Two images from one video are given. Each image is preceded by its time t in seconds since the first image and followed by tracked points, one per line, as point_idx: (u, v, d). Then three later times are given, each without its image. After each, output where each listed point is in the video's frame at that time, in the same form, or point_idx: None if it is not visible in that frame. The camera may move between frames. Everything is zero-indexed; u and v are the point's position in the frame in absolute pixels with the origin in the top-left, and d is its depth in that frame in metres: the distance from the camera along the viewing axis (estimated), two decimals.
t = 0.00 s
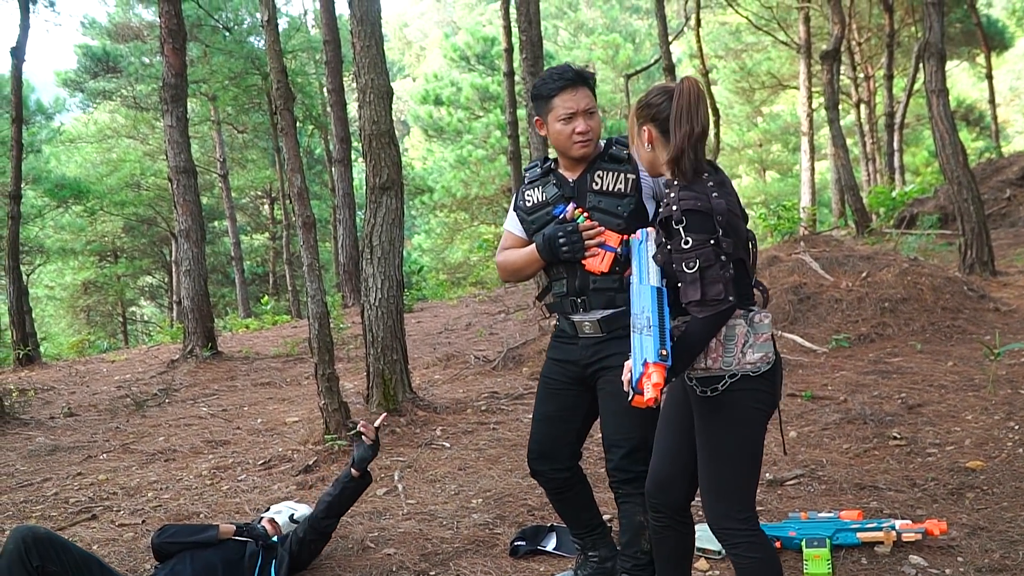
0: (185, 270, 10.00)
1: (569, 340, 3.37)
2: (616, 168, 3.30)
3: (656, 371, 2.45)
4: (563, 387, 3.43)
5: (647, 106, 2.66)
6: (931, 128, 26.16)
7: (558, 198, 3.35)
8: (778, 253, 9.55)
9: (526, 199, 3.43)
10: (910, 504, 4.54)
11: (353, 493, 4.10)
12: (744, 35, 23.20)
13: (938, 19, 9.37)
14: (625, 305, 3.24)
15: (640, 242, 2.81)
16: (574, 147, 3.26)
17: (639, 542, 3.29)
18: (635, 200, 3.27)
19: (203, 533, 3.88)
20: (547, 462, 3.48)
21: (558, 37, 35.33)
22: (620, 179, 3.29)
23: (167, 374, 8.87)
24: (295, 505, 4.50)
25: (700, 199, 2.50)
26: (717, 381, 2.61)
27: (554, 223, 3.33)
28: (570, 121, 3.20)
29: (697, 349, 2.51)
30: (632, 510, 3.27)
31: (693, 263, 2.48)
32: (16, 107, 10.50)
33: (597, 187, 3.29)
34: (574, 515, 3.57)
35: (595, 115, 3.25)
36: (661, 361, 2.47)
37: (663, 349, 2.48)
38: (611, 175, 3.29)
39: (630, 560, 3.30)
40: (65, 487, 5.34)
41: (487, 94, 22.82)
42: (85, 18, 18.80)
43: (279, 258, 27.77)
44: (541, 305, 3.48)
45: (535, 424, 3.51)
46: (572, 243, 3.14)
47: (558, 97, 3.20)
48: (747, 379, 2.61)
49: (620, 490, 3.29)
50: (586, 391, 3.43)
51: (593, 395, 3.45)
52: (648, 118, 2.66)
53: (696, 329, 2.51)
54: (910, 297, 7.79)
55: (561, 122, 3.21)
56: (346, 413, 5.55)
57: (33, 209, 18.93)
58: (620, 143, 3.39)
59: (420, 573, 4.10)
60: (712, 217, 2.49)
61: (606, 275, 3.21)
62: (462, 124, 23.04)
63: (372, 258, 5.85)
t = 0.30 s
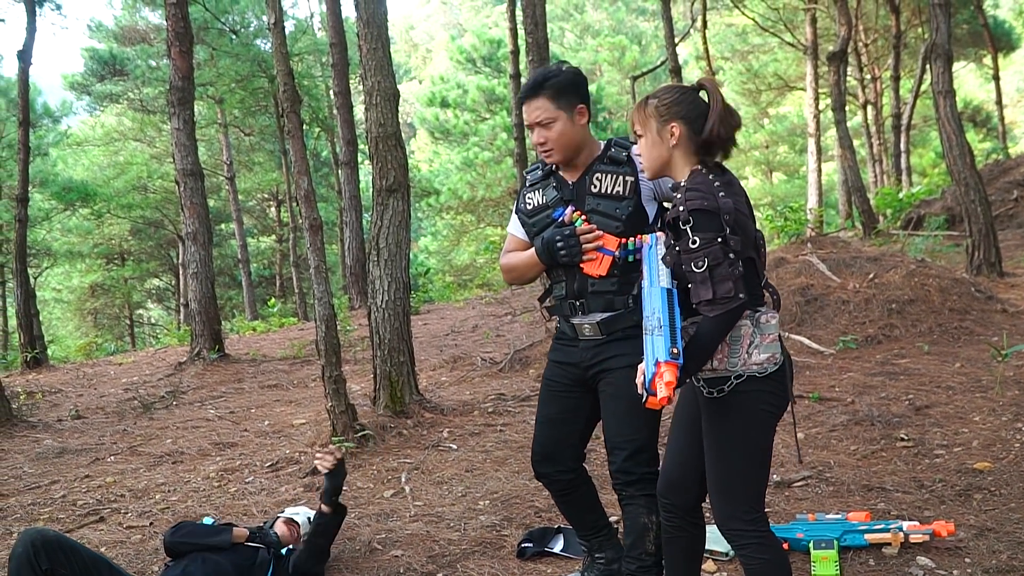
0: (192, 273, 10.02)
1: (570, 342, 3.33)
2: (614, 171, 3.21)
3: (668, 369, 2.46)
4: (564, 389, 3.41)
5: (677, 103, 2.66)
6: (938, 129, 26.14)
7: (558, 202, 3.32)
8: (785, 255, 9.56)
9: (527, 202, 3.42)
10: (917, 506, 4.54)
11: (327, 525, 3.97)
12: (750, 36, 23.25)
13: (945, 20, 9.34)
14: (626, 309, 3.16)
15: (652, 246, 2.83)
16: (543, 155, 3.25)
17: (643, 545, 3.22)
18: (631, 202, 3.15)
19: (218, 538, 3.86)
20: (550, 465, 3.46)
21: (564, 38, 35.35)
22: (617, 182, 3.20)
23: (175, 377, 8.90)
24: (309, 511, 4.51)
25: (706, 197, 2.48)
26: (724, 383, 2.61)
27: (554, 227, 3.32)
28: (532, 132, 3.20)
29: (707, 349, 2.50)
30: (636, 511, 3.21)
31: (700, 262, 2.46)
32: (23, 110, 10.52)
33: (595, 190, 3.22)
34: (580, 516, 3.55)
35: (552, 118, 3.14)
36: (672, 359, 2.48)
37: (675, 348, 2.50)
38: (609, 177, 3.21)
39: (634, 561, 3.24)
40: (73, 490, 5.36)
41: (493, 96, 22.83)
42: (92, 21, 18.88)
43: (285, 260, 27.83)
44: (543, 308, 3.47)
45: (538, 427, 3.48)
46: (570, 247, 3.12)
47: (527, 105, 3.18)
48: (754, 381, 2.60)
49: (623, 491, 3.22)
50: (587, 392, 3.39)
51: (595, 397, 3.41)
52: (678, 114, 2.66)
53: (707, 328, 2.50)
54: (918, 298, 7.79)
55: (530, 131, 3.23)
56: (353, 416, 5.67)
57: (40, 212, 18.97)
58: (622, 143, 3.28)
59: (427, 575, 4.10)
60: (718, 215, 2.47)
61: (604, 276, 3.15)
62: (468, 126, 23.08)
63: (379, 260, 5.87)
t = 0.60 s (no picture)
0: (198, 273, 10.03)
1: (574, 341, 3.30)
2: (611, 168, 3.13)
3: (658, 373, 2.55)
4: (570, 388, 3.39)
5: (668, 108, 2.68)
6: (943, 128, 26.13)
7: (557, 201, 3.27)
8: (791, 254, 9.56)
9: (529, 202, 3.38)
10: (923, 505, 4.54)
11: None
12: (755, 35, 23.27)
13: (950, 19, 9.33)
14: (628, 308, 3.12)
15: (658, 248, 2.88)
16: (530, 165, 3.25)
17: (647, 545, 3.18)
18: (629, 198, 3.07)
19: (222, 546, 3.62)
20: (558, 463, 3.45)
21: (569, 37, 35.35)
22: (615, 179, 3.11)
23: (181, 377, 8.91)
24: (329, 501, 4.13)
25: (706, 199, 2.47)
26: (728, 381, 2.62)
27: (553, 226, 3.28)
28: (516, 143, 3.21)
29: (703, 351, 2.52)
30: (640, 512, 3.18)
31: (698, 265, 2.48)
32: (29, 110, 10.52)
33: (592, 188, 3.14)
34: (588, 514, 3.56)
35: (520, 134, 3.17)
36: (661, 363, 2.56)
37: (662, 352, 2.57)
38: (606, 174, 3.13)
39: (639, 562, 3.20)
40: (78, 489, 5.36)
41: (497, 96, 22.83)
42: (97, 21, 18.88)
43: (290, 260, 27.85)
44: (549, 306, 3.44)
45: (545, 425, 3.48)
46: (566, 252, 3.12)
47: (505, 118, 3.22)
48: (758, 379, 2.60)
49: (626, 492, 3.19)
50: (592, 391, 3.38)
51: (601, 396, 3.39)
52: (669, 117, 2.67)
53: (704, 330, 2.52)
54: (923, 297, 7.79)
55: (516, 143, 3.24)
56: (358, 415, 5.69)
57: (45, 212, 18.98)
58: (620, 138, 3.18)
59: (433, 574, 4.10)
60: (718, 217, 2.46)
61: (604, 275, 3.11)
62: (472, 125, 23.08)
63: (383, 260, 5.88)
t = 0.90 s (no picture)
0: (202, 272, 10.05)
1: (578, 341, 3.29)
2: (609, 165, 3.16)
3: (678, 370, 2.49)
4: (562, 383, 3.36)
5: (665, 112, 2.67)
6: (948, 126, 26.09)
7: (555, 203, 3.27)
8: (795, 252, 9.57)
9: (526, 207, 3.39)
10: (928, 504, 4.53)
11: None
12: (759, 34, 23.30)
13: (954, 17, 9.33)
14: (632, 305, 3.11)
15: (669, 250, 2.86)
16: (567, 146, 3.18)
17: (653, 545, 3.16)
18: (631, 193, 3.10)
19: (229, 551, 3.61)
20: (531, 453, 3.44)
21: (573, 37, 35.47)
22: (612, 176, 3.15)
23: (185, 376, 8.92)
24: (350, 501, 3.93)
25: (715, 199, 2.48)
26: (731, 379, 2.63)
27: (553, 229, 3.28)
28: (558, 120, 3.17)
29: (717, 349, 2.51)
30: (646, 512, 3.16)
31: (709, 263, 2.47)
32: (33, 110, 10.54)
33: (591, 186, 3.17)
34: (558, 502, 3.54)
35: (564, 109, 3.17)
36: (682, 360, 2.51)
37: (683, 349, 2.52)
38: (604, 172, 3.16)
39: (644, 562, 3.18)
40: (83, 489, 5.37)
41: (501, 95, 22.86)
42: (101, 22, 18.90)
43: (295, 260, 27.92)
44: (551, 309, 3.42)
45: (527, 416, 3.45)
46: (568, 251, 3.10)
47: (541, 99, 3.19)
48: (762, 377, 2.61)
49: (632, 492, 3.18)
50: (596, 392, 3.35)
51: (599, 394, 3.35)
52: (666, 121, 2.67)
53: (717, 329, 2.52)
54: (928, 296, 7.78)
55: (549, 123, 3.17)
56: (363, 414, 5.70)
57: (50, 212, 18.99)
58: (615, 137, 3.22)
59: (437, 573, 4.11)
60: (728, 216, 2.46)
61: (608, 273, 3.11)
62: (476, 124, 23.08)
63: (388, 259, 5.89)
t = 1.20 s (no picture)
0: (206, 272, 10.05)
1: (572, 342, 3.27)
2: (596, 179, 3.19)
3: (685, 369, 2.52)
4: (563, 386, 3.31)
5: (702, 100, 2.65)
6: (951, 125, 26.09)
7: (544, 218, 3.26)
8: (799, 251, 9.57)
9: (510, 223, 3.33)
10: (932, 502, 4.53)
11: None
12: (763, 33, 23.33)
13: (958, 16, 9.33)
14: (629, 311, 3.15)
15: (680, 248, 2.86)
16: (557, 171, 3.18)
17: (653, 542, 3.10)
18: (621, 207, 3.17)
19: (244, 556, 3.61)
20: (532, 457, 3.35)
21: (576, 36, 35.52)
22: (601, 190, 3.18)
23: (190, 375, 8.93)
24: (362, 519, 3.73)
25: (733, 196, 2.47)
26: (744, 377, 2.62)
27: (544, 242, 3.26)
28: (549, 147, 3.13)
29: (727, 348, 2.51)
30: (646, 509, 3.09)
31: (725, 261, 2.46)
32: (37, 110, 10.55)
33: (580, 203, 3.21)
34: (544, 516, 3.46)
35: (554, 138, 3.14)
36: (689, 358, 2.53)
37: (691, 348, 2.53)
38: (592, 187, 3.19)
39: (645, 561, 3.12)
40: (87, 489, 5.37)
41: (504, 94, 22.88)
42: (105, 21, 18.94)
43: (298, 259, 27.97)
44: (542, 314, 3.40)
45: (527, 419, 3.37)
46: (567, 260, 3.11)
47: (531, 126, 3.13)
48: (773, 376, 2.60)
49: (631, 489, 3.12)
50: (589, 393, 3.33)
51: (594, 396, 3.34)
52: (704, 111, 2.65)
53: (727, 327, 2.52)
54: (932, 295, 7.78)
55: (539, 150, 3.13)
56: (367, 414, 5.70)
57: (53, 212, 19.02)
58: (596, 150, 3.25)
59: (442, 573, 4.11)
60: (745, 214, 2.46)
61: (606, 283, 3.13)
62: (479, 124, 23.11)
63: (391, 258, 5.90)
